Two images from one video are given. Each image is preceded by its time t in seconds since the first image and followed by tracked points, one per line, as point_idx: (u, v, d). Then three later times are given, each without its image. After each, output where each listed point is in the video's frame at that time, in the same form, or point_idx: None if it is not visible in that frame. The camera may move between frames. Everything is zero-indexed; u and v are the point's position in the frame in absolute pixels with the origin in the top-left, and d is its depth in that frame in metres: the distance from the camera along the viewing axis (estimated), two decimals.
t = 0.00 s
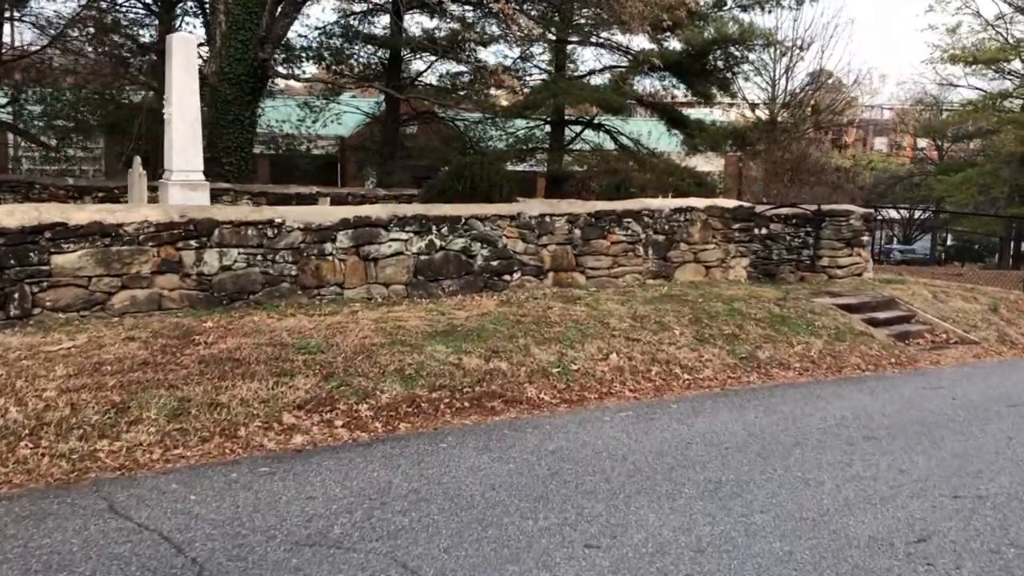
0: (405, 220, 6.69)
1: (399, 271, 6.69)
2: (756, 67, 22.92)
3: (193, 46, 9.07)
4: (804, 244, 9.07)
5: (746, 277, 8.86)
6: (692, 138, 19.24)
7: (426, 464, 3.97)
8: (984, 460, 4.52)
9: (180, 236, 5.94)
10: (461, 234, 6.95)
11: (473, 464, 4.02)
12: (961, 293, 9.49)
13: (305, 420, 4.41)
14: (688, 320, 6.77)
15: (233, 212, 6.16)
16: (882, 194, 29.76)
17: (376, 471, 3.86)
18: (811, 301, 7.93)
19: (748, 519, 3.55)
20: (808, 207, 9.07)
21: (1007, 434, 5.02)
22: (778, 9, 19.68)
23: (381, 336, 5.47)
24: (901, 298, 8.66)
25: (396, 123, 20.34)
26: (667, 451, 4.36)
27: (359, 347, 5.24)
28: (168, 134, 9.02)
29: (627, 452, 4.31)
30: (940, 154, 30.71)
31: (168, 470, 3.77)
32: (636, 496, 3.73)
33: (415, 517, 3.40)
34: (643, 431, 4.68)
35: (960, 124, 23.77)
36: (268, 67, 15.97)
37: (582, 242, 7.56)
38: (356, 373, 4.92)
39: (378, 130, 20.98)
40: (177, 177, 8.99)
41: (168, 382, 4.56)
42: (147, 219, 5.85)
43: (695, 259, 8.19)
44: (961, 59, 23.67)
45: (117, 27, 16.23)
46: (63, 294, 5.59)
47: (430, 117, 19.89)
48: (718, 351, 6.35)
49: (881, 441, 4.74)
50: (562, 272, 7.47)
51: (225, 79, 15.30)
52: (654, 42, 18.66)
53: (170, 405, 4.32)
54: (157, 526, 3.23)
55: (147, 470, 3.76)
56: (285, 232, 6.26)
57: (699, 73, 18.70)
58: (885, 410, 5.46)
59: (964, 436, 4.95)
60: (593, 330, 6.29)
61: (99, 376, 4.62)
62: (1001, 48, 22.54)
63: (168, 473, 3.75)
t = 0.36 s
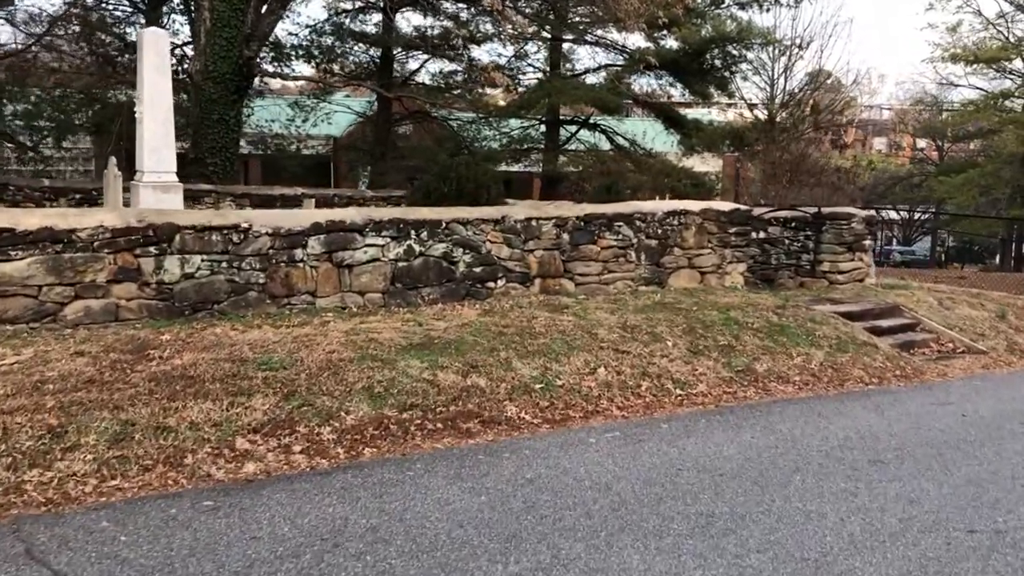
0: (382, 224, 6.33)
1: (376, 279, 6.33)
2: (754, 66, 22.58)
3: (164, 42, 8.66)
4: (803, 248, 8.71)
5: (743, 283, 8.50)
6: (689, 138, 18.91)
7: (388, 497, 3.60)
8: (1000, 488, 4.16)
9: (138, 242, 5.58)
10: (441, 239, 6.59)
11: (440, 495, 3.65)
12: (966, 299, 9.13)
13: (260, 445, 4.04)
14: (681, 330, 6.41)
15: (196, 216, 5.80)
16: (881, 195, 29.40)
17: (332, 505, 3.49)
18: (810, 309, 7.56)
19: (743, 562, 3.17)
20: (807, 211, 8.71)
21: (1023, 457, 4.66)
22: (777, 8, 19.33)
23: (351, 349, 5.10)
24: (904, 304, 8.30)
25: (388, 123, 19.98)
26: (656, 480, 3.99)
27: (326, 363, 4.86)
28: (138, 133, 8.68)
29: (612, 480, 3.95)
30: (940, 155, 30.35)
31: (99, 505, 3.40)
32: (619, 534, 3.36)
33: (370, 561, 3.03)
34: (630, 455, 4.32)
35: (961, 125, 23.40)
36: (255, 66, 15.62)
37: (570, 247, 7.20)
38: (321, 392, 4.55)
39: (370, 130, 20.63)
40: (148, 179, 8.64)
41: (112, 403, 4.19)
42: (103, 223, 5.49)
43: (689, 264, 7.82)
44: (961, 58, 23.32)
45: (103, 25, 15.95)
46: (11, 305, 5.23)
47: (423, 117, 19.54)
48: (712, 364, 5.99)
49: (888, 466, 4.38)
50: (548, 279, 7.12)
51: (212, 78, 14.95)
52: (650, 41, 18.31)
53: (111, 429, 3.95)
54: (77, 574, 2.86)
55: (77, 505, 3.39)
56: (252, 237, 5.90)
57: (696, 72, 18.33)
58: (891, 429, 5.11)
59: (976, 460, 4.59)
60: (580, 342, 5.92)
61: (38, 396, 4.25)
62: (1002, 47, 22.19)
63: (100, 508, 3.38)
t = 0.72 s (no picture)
0: (359, 225, 6.00)
1: (352, 282, 6.00)
2: (751, 65, 22.27)
3: (140, 36, 8.36)
4: (802, 250, 8.42)
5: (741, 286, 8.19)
6: (686, 138, 18.61)
7: (347, 526, 3.27)
8: (1018, 512, 3.83)
9: (97, 244, 5.26)
10: (422, 241, 6.24)
11: (405, 524, 3.32)
12: (970, 303, 8.83)
13: (214, 466, 3.71)
14: (675, 337, 6.09)
15: (160, 217, 5.49)
16: (880, 196, 29.09)
17: (285, 536, 3.16)
18: (810, 313, 7.24)
19: None
20: (806, 211, 8.42)
21: None
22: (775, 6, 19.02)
23: (321, 358, 4.78)
24: (907, 309, 7.99)
25: (382, 123, 19.68)
26: (643, 504, 3.66)
27: (292, 374, 4.53)
28: (111, 130, 8.34)
29: (596, 505, 3.62)
30: (939, 155, 30.03)
31: (26, 537, 3.07)
32: (601, 569, 3.03)
33: None
34: (617, 476, 3.99)
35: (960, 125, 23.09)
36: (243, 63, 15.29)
37: (559, 249, 6.88)
38: (285, 406, 4.23)
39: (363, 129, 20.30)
40: (122, 178, 8.29)
41: (54, 420, 3.86)
42: (59, 224, 5.16)
43: (684, 267, 7.48)
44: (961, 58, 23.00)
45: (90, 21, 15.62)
46: None
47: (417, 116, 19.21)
48: (707, 373, 5.66)
49: (895, 486, 4.06)
50: (536, 282, 6.79)
51: (198, 75, 14.62)
52: (647, 39, 17.98)
53: (50, 449, 3.62)
54: None
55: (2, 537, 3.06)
56: (219, 239, 5.58)
57: (694, 70, 17.99)
58: (897, 444, 4.78)
59: (989, 479, 4.27)
60: (567, 350, 5.60)
61: None
62: (1002, 46, 21.88)
63: (27, 541, 3.05)
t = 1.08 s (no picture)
0: (330, 228, 5.65)
1: (322, 290, 5.65)
2: (748, 65, 21.95)
3: (110, 31, 8.06)
4: (800, 253, 8.10)
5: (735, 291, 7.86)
6: (681, 138, 18.31)
7: (292, 568, 2.92)
8: None
9: (47, 251, 4.91)
10: (398, 245, 5.89)
11: (357, 564, 2.97)
12: (973, 308, 8.50)
13: (152, 496, 3.37)
14: (664, 347, 5.75)
15: (116, 220, 5.15)
16: (877, 197, 28.78)
17: None
18: (807, 321, 6.91)
19: None
20: (804, 214, 8.12)
21: None
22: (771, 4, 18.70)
23: (282, 373, 4.44)
24: (909, 315, 7.67)
25: (373, 123, 19.25)
26: (624, 538, 3.32)
27: (249, 392, 4.19)
28: (81, 130, 8.02)
29: (571, 539, 3.28)
30: (937, 156, 29.71)
31: None
32: None
33: None
34: (595, 504, 3.65)
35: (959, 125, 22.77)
36: (229, 62, 14.95)
37: (544, 253, 6.54)
38: (238, 428, 3.89)
39: (354, 130, 19.95)
40: (92, 179, 7.95)
41: None
42: (5, 229, 4.81)
43: (676, 272, 7.13)
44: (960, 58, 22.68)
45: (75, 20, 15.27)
46: None
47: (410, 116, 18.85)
48: (699, 386, 5.32)
49: (901, 516, 3.71)
50: (520, 289, 6.46)
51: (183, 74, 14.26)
52: (642, 38, 17.65)
53: None
54: None
55: None
56: (178, 244, 5.25)
57: (689, 70, 17.66)
58: (902, 465, 4.44)
59: (1002, 507, 3.92)
60: (549, 361, 5.25)
61: None
62: (1001, 46, 21.57)
63: None
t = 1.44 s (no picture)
0: (294, 230, 5.30)
1: (285, 295, 5.30)
2: (745, 64, 21.59)
3: (75, 21, 7.66)
4: (796, 256, 7.78)
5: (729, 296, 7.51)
6: (677, 138, 17.95)
7: None
8: None
9: None
10: (368, 248, 5.53)
11: None
12: (977, 315, 8.14)
13: (68, 532, 3.02)
14: (651, 358, 5.40)
15: (61, 221, 4.79)
16: (875, 198, 28.43)
17: None
18: (803, 327, 6.56)
19: None
20: (800, 215, 7.79)
21: None
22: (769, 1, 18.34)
23: (230, 389, 4.08)
24: (910, 322, 7.32)
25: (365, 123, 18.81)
26: None
27: (191, 410, 3.83)
28: (44, 125, 7.64)
29: None
30: (936, 156, 29.35)
31: None
32: None
33: None
34: (567, 537, 3.29)
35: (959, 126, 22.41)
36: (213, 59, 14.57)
37: (526, 257, 6.18)
38: (175, 451, 3.54)
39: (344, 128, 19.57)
40: (56, 177, 7.58)
41: None
42: None
43: (666, 276, 6.78)
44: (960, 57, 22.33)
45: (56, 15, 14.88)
46: None
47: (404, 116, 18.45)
48: (686, 401, 4.97)
49: (905, 550, 3.35)
50: (500, 294, 6.10)
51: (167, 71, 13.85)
52: (637, 35, 17.29)
53: None
54: None
55: None
56: (129, 247, 4.90)
57: (685, 68, 17.30)
58: (904, 488, 4.09)
59: (1017, 537, 3.56)
60: (526, 373, 4.90)
61: None
62: (1003, 44, 21.22)
63: None
